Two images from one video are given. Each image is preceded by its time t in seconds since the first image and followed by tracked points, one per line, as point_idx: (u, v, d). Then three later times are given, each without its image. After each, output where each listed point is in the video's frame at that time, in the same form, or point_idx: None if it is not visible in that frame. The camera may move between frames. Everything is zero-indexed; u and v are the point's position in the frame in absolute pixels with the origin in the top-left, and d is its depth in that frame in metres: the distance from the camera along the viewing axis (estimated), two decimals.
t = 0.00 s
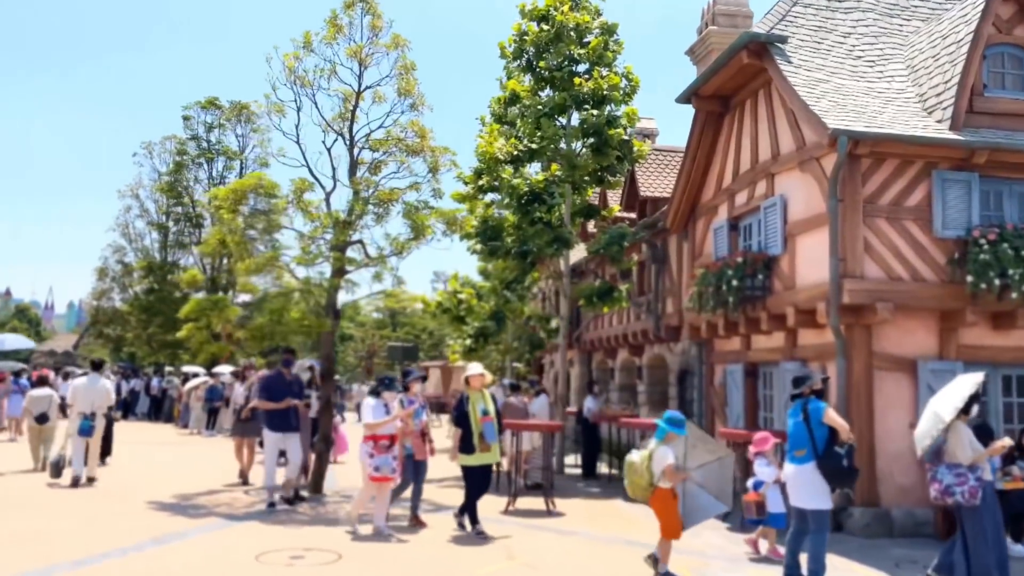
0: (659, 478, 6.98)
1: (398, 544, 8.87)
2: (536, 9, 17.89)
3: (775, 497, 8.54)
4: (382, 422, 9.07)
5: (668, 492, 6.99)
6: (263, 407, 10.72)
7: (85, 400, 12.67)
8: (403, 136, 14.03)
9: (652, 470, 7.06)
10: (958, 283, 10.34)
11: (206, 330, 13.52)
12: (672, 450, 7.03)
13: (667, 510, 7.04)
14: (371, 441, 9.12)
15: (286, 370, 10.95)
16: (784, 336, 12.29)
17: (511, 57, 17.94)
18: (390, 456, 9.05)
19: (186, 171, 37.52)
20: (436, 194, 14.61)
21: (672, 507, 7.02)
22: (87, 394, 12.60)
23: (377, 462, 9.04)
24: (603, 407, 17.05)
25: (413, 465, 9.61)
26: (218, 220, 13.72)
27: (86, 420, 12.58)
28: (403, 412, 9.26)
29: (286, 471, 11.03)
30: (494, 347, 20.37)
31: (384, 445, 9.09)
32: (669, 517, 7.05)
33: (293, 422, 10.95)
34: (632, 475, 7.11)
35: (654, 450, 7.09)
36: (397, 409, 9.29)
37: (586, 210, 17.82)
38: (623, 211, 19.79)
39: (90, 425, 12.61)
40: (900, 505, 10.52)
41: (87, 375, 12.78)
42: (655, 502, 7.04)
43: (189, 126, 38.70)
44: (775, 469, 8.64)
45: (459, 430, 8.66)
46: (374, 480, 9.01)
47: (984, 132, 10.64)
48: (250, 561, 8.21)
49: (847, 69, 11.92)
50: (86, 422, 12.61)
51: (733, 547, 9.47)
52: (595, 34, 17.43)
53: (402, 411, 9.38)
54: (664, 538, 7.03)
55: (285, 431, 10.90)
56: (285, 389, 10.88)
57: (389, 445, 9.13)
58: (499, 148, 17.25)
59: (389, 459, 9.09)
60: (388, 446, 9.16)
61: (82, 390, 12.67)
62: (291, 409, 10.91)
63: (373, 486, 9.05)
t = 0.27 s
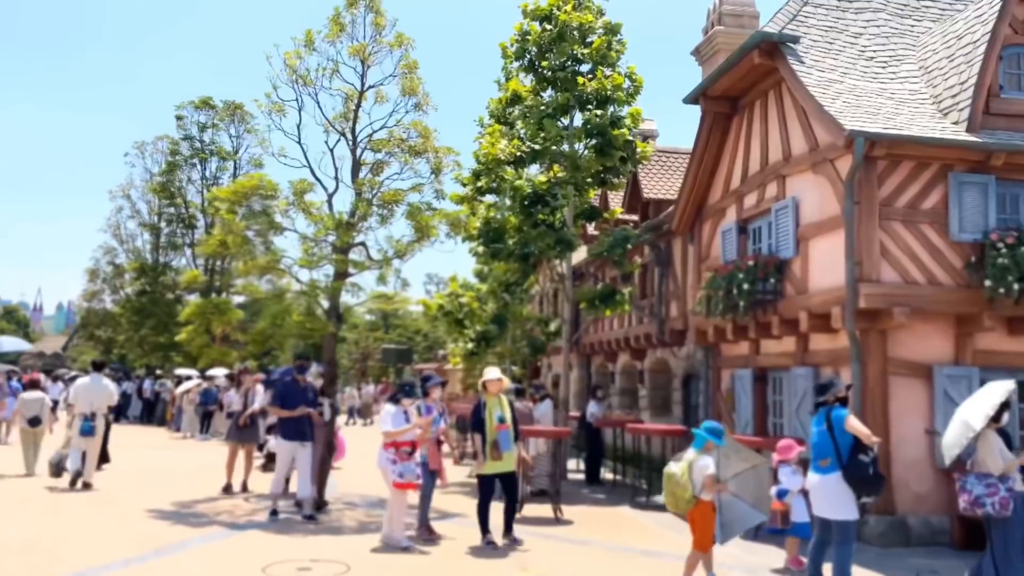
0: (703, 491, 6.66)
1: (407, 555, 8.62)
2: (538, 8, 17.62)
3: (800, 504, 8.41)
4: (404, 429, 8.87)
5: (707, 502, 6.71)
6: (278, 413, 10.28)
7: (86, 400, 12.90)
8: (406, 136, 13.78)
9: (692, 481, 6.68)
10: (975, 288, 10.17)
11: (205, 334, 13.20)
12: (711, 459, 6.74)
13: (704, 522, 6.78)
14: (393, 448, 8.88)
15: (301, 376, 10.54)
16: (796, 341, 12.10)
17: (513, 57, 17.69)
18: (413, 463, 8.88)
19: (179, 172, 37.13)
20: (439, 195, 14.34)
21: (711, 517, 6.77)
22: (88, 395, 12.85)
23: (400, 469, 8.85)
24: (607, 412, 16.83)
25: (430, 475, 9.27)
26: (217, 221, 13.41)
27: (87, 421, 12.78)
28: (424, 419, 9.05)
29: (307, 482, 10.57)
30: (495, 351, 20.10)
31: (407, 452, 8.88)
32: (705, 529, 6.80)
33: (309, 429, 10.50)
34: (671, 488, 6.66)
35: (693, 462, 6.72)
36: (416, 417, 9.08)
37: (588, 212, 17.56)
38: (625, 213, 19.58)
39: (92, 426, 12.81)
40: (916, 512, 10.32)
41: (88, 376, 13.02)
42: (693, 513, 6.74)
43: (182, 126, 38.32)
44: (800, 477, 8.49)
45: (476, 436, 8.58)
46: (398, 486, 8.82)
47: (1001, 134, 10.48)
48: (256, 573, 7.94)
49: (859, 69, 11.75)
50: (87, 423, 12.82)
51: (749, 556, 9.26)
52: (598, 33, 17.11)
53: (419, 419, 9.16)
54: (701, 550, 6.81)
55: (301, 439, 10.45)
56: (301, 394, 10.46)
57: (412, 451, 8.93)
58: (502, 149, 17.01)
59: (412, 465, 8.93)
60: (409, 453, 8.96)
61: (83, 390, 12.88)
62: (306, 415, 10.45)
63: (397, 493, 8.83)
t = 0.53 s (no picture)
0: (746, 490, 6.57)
1: (422, 559, 8.44)
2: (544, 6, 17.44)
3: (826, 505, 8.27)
4: (432, 433, 8.46)
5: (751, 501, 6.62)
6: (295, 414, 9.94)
7: (87, 404, 12.74)
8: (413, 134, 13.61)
9: (733, 482, 6.61)
10: (994, 288, 10.05)
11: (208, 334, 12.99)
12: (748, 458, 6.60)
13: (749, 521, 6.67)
14: (422, 453, 8.49)
15: (322, 375, 10.23)
16: (810, 341, 11.96)
17: (518, 55, 17.50)
18: (445, 469, 8.49)
19: (176, 172, 36.91)
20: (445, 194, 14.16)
21: (755, 516, 6.65)
22: (91, 401, 12.76)
23: (432, 475, 8.44)
24: (613, 413, 16.67)
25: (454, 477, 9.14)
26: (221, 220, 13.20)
27: (89, 425, 12.61)
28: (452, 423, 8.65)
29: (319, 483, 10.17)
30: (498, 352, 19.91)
31: (437, 457, 8.50)
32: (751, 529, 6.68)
33: (328, 428, 10.14)
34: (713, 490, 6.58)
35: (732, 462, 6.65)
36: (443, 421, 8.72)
37: (594, 212, 17.40)
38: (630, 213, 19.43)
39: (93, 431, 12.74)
40: (935, 515, 10.19)
41: (88, 380, 12.84)
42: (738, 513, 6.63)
43: (179, 126, 38.09)
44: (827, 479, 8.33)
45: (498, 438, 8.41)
46: (430, 494, 8.40)
47: (1019, 132, 10.37)
48: None
49: (874, 67, 11.63)
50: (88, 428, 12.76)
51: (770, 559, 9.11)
52: (605, 32, 16.92)
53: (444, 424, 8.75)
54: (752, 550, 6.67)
55: (319, 439, 10.08)
56: (321, 395, 10.14)
57: (441, 457, 8.56)
58: (508, 148, 16.84)
59: (443, 471, 8.53)
60: (439, 458, 8.57)
61: (84, 395, 12.74)
62: (323, 415, 10.09)
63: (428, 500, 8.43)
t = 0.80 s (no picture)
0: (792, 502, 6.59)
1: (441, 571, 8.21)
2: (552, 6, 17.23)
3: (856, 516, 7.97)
4: (468, 441, 8.19)
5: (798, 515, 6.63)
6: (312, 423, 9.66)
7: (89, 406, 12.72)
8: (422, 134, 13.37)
9: (781, 493, 6.62)
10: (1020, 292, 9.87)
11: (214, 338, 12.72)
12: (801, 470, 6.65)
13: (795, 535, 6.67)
14: (459, 461, 8.21)
15: (343, 381, 9.93)
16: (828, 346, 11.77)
17: (526, 55, 17.29)
18: (482, 477, 8.24)
19: (172, 173, 36.62)
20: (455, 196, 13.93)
21: (803, 530, 6.65)
22: (93, 402, 12.71)
23: (469, 484, 8.18)
24: (623, 419, 16.45)
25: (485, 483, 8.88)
26: (227, 222, 12.94)
27: (90, 427, 12.69)
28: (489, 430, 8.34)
29: (334, 495, 9.77)
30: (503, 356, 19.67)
31: (474, 465, 8.23)
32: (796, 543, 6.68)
33: (350, 438, 9.83)
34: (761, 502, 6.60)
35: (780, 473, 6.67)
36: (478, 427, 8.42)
37: (602, 214, 17.19)
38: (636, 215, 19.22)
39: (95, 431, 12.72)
40: (960, 524, 9.98)
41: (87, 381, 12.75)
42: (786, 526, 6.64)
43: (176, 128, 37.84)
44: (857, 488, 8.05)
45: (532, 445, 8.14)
46: (467, 503, 8.16)
47: None
48: None
49: (894, 67, 11.46)
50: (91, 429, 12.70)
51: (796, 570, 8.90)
52: (613, 32, 16.72)
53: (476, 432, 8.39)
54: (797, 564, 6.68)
55: (342, 449, 9.79)
56: (341, 402, 9.84)
57: (477, 465, 8.30)
58: (516, 149, 16.61)
59: (479, 479, 8.27)
60: (475, 466, 8.31)
61: (85, 397, 12.68)
62: (340, 423, 9.77)
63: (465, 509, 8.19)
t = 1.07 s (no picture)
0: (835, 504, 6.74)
1: None
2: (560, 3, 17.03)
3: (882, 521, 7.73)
4: (495, 442, 7.97)
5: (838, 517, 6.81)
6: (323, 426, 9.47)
7: (94, 408, 12.76)
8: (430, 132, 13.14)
9: (823, 496, 6.76)
10: None
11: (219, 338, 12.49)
12: (844, 473, 6.80)
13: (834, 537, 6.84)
14: (484, 464, 8.02)
15: (361, 382, 9.71)
16: (845, 346, 11.59)
17: (533, 53, 17.09)
18: (505, 482, 7.98)
19: (170, 174, 36.38)
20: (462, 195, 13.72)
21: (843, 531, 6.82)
22: (98, 403, 12.71)
23: (492, 488, 7.96)
24: (631, 420, 16.26)
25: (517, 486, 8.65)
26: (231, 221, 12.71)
27: (96, 429, 12.72)
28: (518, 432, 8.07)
29: (351, 500, 9.56)
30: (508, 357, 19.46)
31: (499, 469, 7.99)
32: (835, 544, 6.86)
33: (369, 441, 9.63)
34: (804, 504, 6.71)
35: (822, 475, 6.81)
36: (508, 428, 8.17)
37: (610, 214, 17.00)
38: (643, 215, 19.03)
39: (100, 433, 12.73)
40: (984, 528, 9.77)
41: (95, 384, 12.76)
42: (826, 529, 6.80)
43: (174, 128, 37.60)
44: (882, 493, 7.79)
45: (564, 446, 7.94)
46: (489, 508, 7.96)
47: None
48: None
49: (912, 63, 11.28)
50: (96, 430, 12.73)
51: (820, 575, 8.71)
52: (622, 29, 16.54)
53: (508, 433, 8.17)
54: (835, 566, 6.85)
55: (361, 452, 9.59)
56: (361, 404, 9.62)
57: (503, 469, 8.05)
58: (524, 148, 16.40)
59: (503, 483, 8.01)
60: (501, 469, 8.07)
61: (91, 399, 12.70)
62: (361, 425, 9.54)
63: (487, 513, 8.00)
